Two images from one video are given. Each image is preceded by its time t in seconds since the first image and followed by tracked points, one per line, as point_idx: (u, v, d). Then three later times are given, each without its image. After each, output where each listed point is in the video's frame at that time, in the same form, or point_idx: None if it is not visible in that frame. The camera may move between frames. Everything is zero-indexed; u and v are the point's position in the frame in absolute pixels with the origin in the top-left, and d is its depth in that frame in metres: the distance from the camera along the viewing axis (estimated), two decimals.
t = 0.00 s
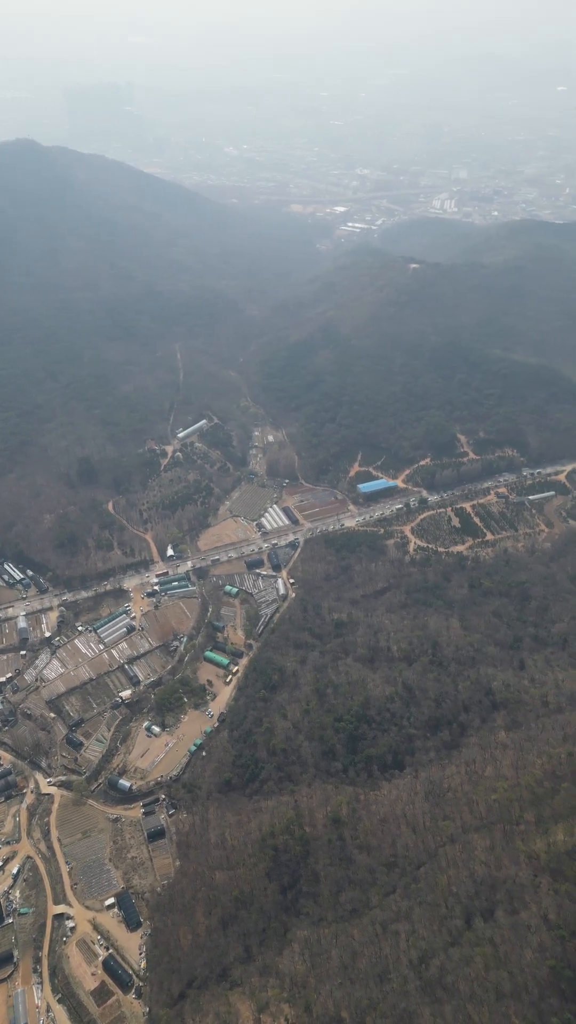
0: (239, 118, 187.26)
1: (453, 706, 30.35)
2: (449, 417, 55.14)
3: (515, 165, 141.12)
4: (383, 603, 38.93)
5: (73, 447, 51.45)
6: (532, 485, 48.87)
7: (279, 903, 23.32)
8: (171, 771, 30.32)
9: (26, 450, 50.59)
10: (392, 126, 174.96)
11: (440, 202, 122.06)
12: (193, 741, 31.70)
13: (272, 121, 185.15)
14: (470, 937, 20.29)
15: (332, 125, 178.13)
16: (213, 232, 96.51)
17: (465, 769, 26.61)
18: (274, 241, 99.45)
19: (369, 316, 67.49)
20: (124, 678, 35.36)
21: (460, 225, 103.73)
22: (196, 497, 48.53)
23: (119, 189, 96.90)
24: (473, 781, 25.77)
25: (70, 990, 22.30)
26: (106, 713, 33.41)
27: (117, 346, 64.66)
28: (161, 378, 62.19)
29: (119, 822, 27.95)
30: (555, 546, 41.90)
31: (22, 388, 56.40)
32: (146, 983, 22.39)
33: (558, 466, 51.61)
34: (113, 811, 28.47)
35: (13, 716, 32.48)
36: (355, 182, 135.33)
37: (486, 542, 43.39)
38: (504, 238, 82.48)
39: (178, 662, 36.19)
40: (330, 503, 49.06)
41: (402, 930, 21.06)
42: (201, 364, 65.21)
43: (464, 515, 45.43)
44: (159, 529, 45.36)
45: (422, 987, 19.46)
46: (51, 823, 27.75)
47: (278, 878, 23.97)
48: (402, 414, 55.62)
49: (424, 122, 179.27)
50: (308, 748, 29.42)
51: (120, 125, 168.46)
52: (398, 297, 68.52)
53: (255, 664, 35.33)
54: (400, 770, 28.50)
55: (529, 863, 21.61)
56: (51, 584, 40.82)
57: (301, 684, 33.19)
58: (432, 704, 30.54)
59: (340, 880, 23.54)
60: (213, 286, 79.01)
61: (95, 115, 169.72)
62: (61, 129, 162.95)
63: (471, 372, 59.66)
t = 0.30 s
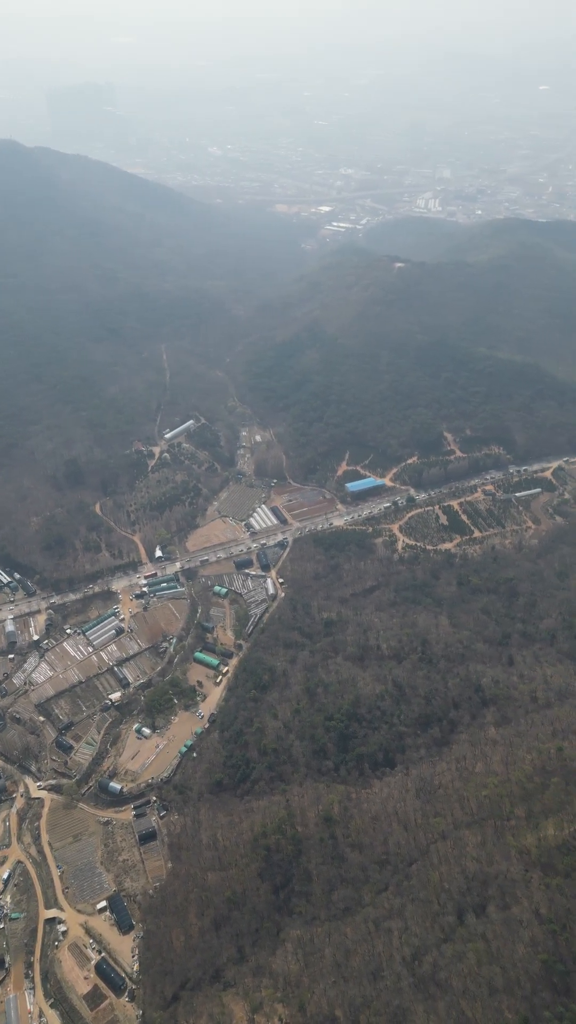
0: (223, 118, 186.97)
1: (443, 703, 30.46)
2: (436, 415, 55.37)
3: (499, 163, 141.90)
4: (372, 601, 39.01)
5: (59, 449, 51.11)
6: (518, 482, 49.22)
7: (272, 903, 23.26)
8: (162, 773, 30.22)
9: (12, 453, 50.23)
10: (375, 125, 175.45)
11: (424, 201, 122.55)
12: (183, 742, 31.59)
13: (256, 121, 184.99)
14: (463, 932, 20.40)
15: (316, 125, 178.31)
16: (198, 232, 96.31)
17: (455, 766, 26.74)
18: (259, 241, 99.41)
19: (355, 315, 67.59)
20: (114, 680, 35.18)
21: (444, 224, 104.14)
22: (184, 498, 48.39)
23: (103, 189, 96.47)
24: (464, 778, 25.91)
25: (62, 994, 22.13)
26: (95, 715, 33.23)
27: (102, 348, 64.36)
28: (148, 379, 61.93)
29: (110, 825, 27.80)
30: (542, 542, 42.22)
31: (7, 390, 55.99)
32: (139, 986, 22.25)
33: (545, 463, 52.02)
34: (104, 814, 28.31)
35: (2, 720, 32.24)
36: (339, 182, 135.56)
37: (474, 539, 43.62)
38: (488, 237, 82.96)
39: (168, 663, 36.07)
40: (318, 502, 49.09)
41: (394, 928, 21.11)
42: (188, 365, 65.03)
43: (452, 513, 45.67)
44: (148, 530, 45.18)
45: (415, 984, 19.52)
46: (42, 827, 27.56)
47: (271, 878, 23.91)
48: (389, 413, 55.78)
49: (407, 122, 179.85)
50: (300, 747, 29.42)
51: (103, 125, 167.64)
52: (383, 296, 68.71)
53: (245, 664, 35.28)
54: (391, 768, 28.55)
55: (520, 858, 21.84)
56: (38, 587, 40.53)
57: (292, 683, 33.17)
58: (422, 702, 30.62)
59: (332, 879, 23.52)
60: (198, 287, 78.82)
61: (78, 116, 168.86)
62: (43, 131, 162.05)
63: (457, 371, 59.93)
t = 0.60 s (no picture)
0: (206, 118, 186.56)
1: (433, 700, 30.58)
2: (423, 414, 55.62)
3: (482, 163, 142.73)
4: (362, 599, 39.08)
5: (46, 451, 50.76)
6: (505, 480, 49.57)
7: (264, 903, 23.22)
8: (153, 774, 30.08)
9: None
10: (359, 126, 175.85)
11: (409, 201, 122.98)
12: (174, 744, 31.47)
13: (239, 121, 184.68)
14: (455, 929, 20.51)
15: (300, 125, 178.45)
16: (182, 233, 96.06)
17: (446, 763, 26.88)
18: (244, 241, 99.30)
19: (341, 314, 67.68)
20: (103, 683, 34.99)
21: (429, 223, 104.55)
22: (172, 499, 48.24)
23: (86, 190, 95.98)
24: (455, 775, 26.06)
25: (54, 999, 21.94)
26: (85, 718, 33.03)
27: (88, 349, 64.01)
28: (134, 380, 61.66)
29: (101, 827, 27.65)
30: (529, 538, 42.52)
31: None
32: (132, 989, 22.09)
33: (531, 461, 52.42)
34: (95, 817, 28.15)
35: None
36: (323, 182, 135.71)
37: (462, 536, 43.84)
38: (472, 236, 83.42)
39: (158, 665, 35.91)
40: (306, 502, 49.12)
41: (387, 925, 21.13)
42: (174, 366, 64.81)
43: (439, 511, 45.92)
44: (136, 532, 44.99)
45: (409, 980, 19.58)
46: (32, 831, 27.36)
47: (263, 878, 23.87)
48: (376, 412, 55.94)
49: (391, 122, 180.31)
50: (291, 747, 29.41)
51: (86, 126, 166.72)
52: (369, 296, 68.89)
53: (235, 664, 35.21)
54: (381, 766, 28.59)
55: (511, 854, 22.10)
56: (26, 590, 40.20)
57: (282, 683, 33.14)
58: (412, 699, 30.71)
59: (324, 878, 23.49)
60: (184, 287, 78.62)
61: (60, 116, 167.79)
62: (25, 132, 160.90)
63: (443, 370, 60.22)
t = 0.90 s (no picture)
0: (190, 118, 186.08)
1: (423, 698, 30.70)
2: (410, 413, 55.85)
3: (465, 162, 143.55)
4: (351, 598, 39.13)
5: (32, 453, 50.40)
6: (492, 477, 49.86)
7: (257, 903, 23.18)
8: (144, 776, 29.94)
9: None
10: (343, 125, 176.13)
11: (393, 200, 123.35)
12: (165, 745, 31.35)
13: (223, 121, 184.43)
14: (448, 925, 20.62)
15: (284, 125, 178.47)
16: (167, 233, 95.76)
17: (437, 760, 27.00)
18: (229, 241, 99.17)
19: (327, 313, 67.75)
20: (93, 686, 34.78)
21: (413, 222, 104.91)
22: (160, 500, 48.06)
23: (69, 190, 95.38)
24: (446, 772, 26.19)
25: (47, 1004, 21.76)
26: (75, 721, 32.81)
27: (73, 350, 63.62)
28: (120, 381, 61.37)
29: (92, 830, 27.49)
30: (517, 535, 42.80)
31: None
32: (125, 992, 21.96)
33: (517, 458, 52.77)
34: (86, 820, 27.99)
35: None
36: (308, 182, 135.78)
37: (450, 534, 44.04)
38: (457, 235, 83.79)
39: (147, 667, 35.74)
40: (295, 501, 49.12)
41: (380, 923, 21.18)
42: (161, 367, 64.59)
43: (427, 509, 46.12)
44: (124, 533, 44.78)
45: (402, 977, 19.65)
46: (22, 835, 27.16)
47: (256, 878, 23.83)
48: (363, 412, 56.07)
49: (374, 121, 180.68)
50: (282, 746, 29.37)
51: (68, 125, 165.66)
52: (355, 295, 69.05)
53: (225, 665, 35.13)
54: (372, 764, 28.63)
55: (502, 849, 22.34)
56: (13, 593, 39.87)
57: (272, 683, 33.10)
58: (402, 697, 30.80)
59: (317, 877, 23.48)
60: (169, 287, 78.37)
61: (42, 116, 166.58)
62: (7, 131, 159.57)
63: (429, 369, 60.51)
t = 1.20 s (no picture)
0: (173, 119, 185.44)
1: (414, 695, 30.80)
2: (397, 412, 56.06)
3: (449, 162, 144.26)
4: (340, 597, 39.17)
5: (18, 455, 50.02)
6: (479, 475, 50.15)
7: (250, 903, 23.13)
8: (135, 779, 29.79)
9: None
10: (327, 125, 176.41)
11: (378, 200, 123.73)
12: (155, 747, 31.22)
13: (207, 121, 184.01)
14: (440, 922, 20.75)
15: (268, 125, 178.45)
16: (152, 234, 95.44)
17: (428, 756, 27.09)
18: (214, 241, 99.02)
19: (313, 312, 67.84)
20: (82, 689, 34.59)
21: (398, 221, 105.19)
22: (148, 502, 47.88)
23: (53, 191, 94.75)
24: (436, 769, 26.30)
25: (39, 1009, 21.60)
26: (65, 725, 32.60)
27: (59, 351, 63.21)
28: (106, 382, 61.06)
29: (83, 834, 27.34)
30: (504, 532, 43.07)
31: None
32: (118, 995, 21.81)
33: (504, 455, 53.09)
34: (78, 824, 27.83)
35: None
36: (292, 182, 135.86)
37: (438, 532, 44.25)
38: (442, 234, 84.15)
39: (137, 669, 35.58)
40: (283, 501, 49.11)
41: (373, 921, 21.21)
42: (147, 368, 64.39)
43: (415, 508, 46.32)
44: (112, 535, 44.55)
45: (396, 975, 19.70)
46: (13, 841, 26.97)
47: (249, 878, 23.79)
48: (351, 411, 56.20)
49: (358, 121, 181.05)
50: (273, 746, 29.34)
51: (51, 126, 164.60)
52: (341, 295, 69.19)
53: (216, 666, 35.04)
54: (364, 761, 28.64)
55: (494, 845, 22.55)
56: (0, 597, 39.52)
57: (263, 683, 33.04)
58: (392, 694, 30.88)
59: (310, 875, 23.44)
60: (155, 288, 78.11)
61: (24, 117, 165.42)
62: None
63: (415, 368, 60.78)
